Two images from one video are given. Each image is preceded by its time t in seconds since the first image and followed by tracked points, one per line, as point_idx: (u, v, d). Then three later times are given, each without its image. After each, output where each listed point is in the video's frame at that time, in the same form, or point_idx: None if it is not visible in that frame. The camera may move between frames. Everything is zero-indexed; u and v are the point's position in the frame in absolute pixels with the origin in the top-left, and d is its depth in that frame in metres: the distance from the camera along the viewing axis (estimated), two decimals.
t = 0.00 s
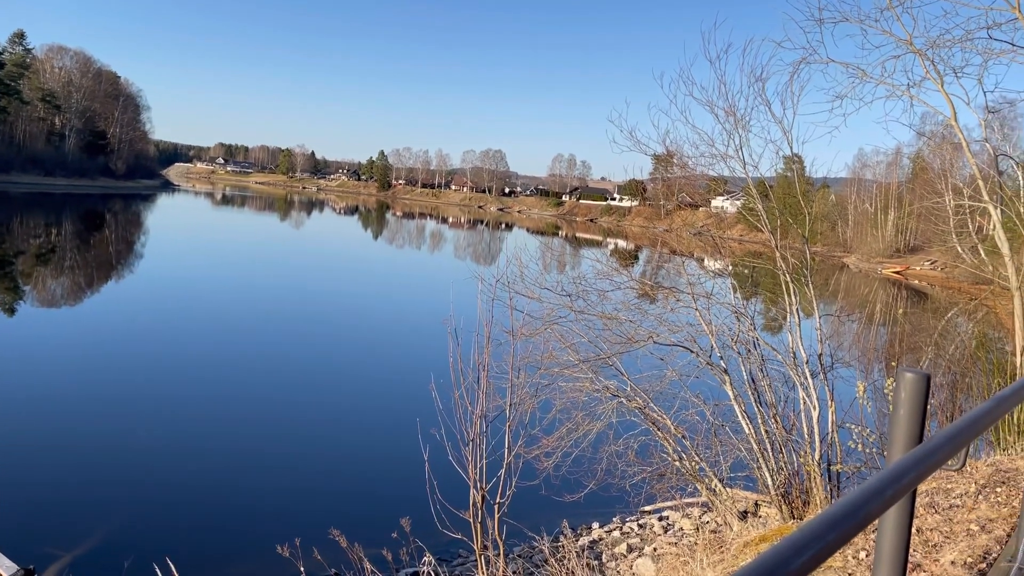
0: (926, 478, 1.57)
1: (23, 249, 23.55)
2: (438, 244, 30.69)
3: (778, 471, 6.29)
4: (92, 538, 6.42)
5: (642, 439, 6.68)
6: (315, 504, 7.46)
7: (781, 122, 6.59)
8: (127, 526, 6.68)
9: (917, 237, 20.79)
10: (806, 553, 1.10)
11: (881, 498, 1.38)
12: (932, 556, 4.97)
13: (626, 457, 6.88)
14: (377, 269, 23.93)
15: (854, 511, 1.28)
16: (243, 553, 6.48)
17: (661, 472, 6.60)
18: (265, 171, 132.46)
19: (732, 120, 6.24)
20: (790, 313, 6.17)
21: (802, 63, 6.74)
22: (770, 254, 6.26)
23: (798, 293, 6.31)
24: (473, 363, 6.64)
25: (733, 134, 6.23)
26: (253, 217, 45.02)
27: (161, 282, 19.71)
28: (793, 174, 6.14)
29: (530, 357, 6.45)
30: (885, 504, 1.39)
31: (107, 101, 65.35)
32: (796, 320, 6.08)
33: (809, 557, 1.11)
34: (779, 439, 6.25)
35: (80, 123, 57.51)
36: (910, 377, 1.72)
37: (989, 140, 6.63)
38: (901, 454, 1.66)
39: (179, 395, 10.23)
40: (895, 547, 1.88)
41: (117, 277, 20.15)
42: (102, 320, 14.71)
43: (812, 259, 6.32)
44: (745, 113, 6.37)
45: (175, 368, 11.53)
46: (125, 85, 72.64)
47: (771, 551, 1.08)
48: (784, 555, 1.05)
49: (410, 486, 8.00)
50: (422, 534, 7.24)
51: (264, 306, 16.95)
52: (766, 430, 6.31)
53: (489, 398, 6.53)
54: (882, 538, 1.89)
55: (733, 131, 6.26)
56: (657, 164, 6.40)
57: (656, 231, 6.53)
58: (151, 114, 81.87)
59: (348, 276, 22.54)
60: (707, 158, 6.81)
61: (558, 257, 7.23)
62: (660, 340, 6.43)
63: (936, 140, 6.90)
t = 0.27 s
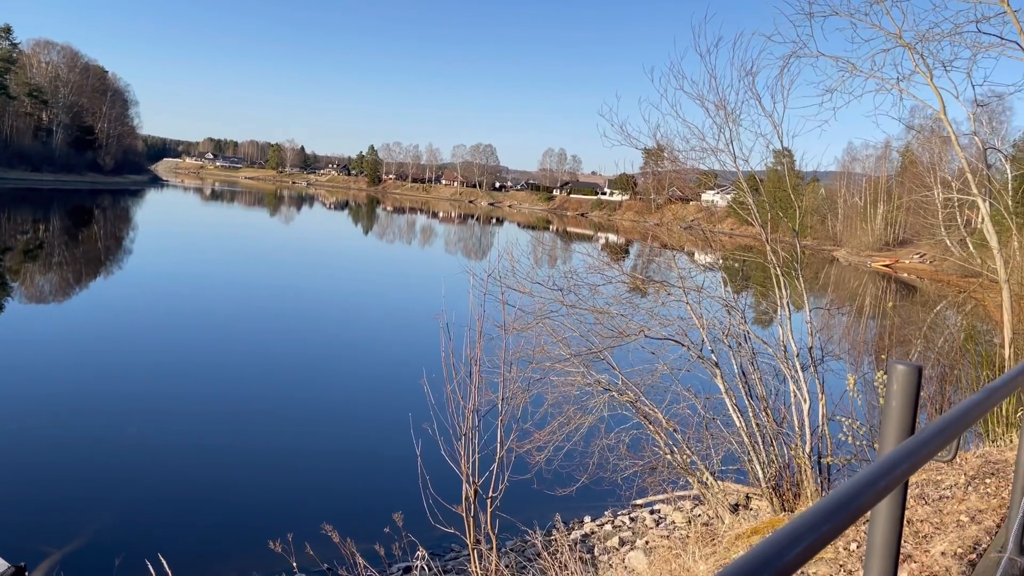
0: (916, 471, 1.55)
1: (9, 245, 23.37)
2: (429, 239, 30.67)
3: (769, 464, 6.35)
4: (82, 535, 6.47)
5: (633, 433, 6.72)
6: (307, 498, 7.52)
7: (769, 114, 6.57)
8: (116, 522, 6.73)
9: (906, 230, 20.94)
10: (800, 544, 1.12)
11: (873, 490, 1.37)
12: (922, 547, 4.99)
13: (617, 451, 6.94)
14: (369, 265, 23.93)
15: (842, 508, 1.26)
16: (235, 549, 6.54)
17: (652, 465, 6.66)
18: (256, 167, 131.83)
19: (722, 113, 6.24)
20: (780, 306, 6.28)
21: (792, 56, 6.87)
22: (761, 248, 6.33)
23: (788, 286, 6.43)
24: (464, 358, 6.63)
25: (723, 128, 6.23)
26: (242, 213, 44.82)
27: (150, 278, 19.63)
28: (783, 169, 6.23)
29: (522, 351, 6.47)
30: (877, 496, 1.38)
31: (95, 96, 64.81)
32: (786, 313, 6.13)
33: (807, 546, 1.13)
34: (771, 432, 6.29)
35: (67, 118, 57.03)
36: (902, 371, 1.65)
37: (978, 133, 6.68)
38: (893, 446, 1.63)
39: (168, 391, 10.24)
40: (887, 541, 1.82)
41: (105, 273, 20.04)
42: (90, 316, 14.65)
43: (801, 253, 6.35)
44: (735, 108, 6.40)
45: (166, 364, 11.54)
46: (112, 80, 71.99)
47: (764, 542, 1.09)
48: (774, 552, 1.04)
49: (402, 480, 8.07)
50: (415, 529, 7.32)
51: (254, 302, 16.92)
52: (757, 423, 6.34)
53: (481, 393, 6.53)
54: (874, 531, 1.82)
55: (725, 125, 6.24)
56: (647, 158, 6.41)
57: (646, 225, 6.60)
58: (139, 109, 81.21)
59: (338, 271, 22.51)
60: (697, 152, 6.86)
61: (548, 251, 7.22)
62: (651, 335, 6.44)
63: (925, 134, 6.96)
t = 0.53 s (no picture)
0: (903, 464, 1.49)
1: None
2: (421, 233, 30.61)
3: (759, 457, 6.42)
4: (69, 534, 6.69)
5: (623, 427, 6.84)
6: (295, 496, 7.74)
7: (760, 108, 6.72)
8: (104, 522, 6.95)
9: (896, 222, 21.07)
10: (789, 537, 1.09)
11: (862, 481, 1.34)
12: (910, 539, 5.01)
13: (608, 444, 7.02)
14: (362, 259, 23.98)
15: (825, 502, 1.21)
16: (224, 546, 6.78)
17: (642, 459, 6.77)
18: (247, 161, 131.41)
19: (711, 108, 6.24)
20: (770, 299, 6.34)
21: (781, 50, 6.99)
22: (751, 241, 6.38)
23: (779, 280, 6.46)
24: (455, 353, 6.62)
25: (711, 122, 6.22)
26: (233, 207, 44.72)
27: (139, 273, 19.67)
28: (772, 163, 6.30)
29: (513, 345, 6.56)
30: (866, 487, 1.35)
31: (82, 90, 64.28)
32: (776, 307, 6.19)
33: (795, 538, 1.11)
34: (760, 425, 6.35)
35: (54, 113, 56.63)
36: (892, 361, 1.56)
37: (967, 126, 6.71)
38: (880, 439, 1.58)
39: (157, 389, 10.38)
40: (876, 535, 1.73)
41: (94, 269, 20.04)
42: (79, 312, 14.73)
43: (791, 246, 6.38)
44: (723, 102, 6.40)
45: (155, 361, 11.65)
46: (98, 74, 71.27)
47: (751, 533, 1.07)
48: (764, 544, 1.02)
49: (392, 479, 8.23)
50: (406, 524, 7.55)
51: (244, 297, 16.99)
52: (746, 416, 6.40)
53: (470, 387, 6.54)
54: (863, 523, 1.73)
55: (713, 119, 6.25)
56: (637, 151, 6.42)
57: (636, 220, 6.59)
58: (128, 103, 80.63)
59: (330, 266, 22.55)
60: (687, 145, 6.88)
61: (539, 245, 7.23)
62: (641, 328, 6.55)
63: (913, 127, 7.00)
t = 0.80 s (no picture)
0: (891, 459, 1.46)
1: None
2: (412, 228, 30.57)
3: (749, 451, 6.48)
4: (58, 531, 6.80)
5: (614, 421, 6.90)
6: (286, 492, 7.86)
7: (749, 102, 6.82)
8: (94, 518, 7.05)
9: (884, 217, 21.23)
10: (777, 532, 1.08)
11: (851, 477, 1.30)
12: (900, 532, 5.03)
13: (598, 438, 7.11)
14: (354, 254, 24.01)
15: (814, 498, 1.18)
16: (215, 542, 6.90)
17: (633, 452, 6.85)
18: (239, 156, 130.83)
19: (701, 102, 6.25)
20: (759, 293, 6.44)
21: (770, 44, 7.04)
22: (740, 236, 6.48)
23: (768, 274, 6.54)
24: (445, 348, 6.59)
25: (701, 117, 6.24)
26: (223, 203, 44.53)
27: (127, 269, 19.62)
28: (761, 157, 6.39)
29: (504, 340, 6.60)
30: (854, 483, 1.31)
31: (69, 85, 63.73)
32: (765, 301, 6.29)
33: (783, 536, 1.09)
34: (750, 418, 6.43)
35: (41, 107, 56.14)
36: (882, 354, 1.52)
37: (955, 121, 6.76)
38: (869, 432, 1.55)
39: (147, 386, 10.45)
40: (865, 529, 1.70)
41: (82, 265, 20.00)
42: (68, 308, 14.73)
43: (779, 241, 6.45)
44: (713, 96, 6.42)
45: (145, 358, 11.70)
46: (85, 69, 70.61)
47: (742, 529, 1.06)
48: (752, 539, 1.01)
49: (383, 474, 8.34)
50: (397, 518, 7.65)
51: (234, 292, 16.99)
52: (737, 409, 6.47)
53: (461, 382, 6.54)
54: (851, 516, 1.71)
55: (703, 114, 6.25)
56: (628, 147, 6.50)
57: (627, 215, 6.72)
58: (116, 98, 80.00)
59: (320, 261, 22.54)
60: (677, 140, 6.93)
61: (529, 239, 7.26)
62: (632, 323, 6.60)
63: (902, 122, 7.04)
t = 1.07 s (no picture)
0: (880, 454, 1.43)
1: None
2: (403, 223, 30.55)
3: (739, 446, 6.60)
4: (45, 530, 6.92)
5: (604, 416, 7.01)
6: (275, 489, 7.95)
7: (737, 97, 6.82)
8: (81, 517, 7.17)
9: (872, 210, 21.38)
10: (766, 527, 1.07)
11: (840, 472, 1.28)
12: (888, 525, 5.05)
13: (588, 433, 7.21)
14: (345, 249, 24.02)
15: (801, 493, 1.17)
16: (204, 540, 7.01)
17: (623, 447, 6.97)
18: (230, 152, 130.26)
19: (690, 97, 6.25)
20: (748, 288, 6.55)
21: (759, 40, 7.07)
22: (729, 232, 6.51)
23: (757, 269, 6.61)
24: (435, 345, 6.66)
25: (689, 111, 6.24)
26: (213, 199, 44.39)
27: (116, 266, 19.62)
28: (750, 153, 6.44)
29: (494, 336, 6.67)
30: (842, 479, 1.29)
31: (56, 80, 63.23)
32: (754, 295, 6.40)
33: (772, 531, 1.08)
34: (739, 413, 6.52)
35: (28, 103, 55.74)
36: (870, 348, 1.48)
37: (942, 117, 6.79)
38: (859, 429, 1.47)
39: (135, 385, 10.53)
40: (853, 525, 1.66)
41: (70, 261, 19.97)
42: (56, 305, 14.75)
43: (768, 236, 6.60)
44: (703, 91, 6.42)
45: (134, 357, 11.75)
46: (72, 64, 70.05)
47: (730, 526, 1.05)
48: (740, 534, 1.01)
49: (372, 471, 8.42)
50: (386, 515, 7.73)
51: (224, 288, 17.01)
52: (726, 404, 6.56)
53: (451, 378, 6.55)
54: (839, 512, 1.66)
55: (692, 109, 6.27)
56: (617, 143, 6.53)
57: (616, 210, 6.72)
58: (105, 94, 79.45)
59: (311, 257, 22.54)
60: (667, 135, 6.89)
61: (519, 235, 7.31)
62: (622, 318, 6.71)
63: (889, 117, 7.10)
